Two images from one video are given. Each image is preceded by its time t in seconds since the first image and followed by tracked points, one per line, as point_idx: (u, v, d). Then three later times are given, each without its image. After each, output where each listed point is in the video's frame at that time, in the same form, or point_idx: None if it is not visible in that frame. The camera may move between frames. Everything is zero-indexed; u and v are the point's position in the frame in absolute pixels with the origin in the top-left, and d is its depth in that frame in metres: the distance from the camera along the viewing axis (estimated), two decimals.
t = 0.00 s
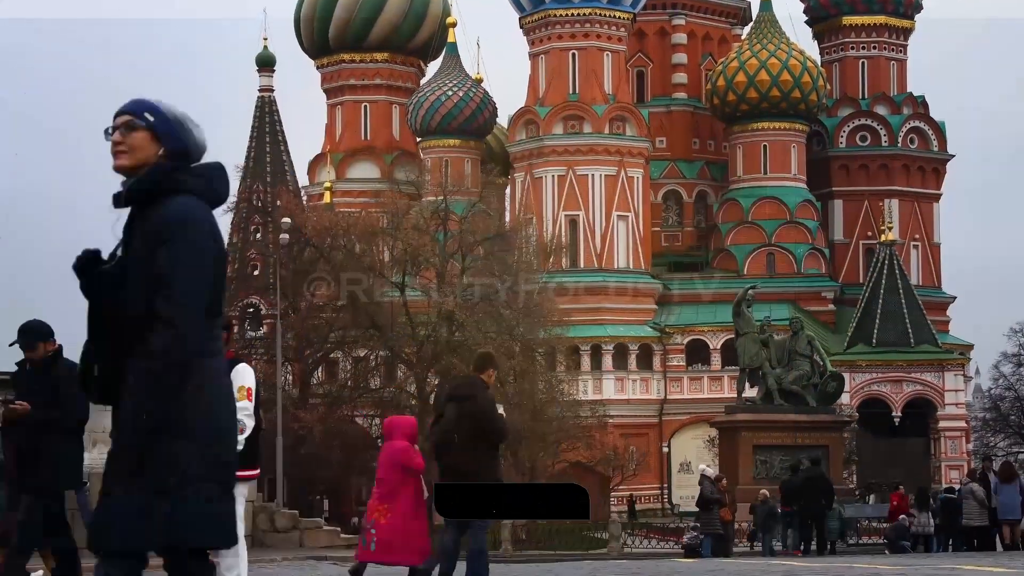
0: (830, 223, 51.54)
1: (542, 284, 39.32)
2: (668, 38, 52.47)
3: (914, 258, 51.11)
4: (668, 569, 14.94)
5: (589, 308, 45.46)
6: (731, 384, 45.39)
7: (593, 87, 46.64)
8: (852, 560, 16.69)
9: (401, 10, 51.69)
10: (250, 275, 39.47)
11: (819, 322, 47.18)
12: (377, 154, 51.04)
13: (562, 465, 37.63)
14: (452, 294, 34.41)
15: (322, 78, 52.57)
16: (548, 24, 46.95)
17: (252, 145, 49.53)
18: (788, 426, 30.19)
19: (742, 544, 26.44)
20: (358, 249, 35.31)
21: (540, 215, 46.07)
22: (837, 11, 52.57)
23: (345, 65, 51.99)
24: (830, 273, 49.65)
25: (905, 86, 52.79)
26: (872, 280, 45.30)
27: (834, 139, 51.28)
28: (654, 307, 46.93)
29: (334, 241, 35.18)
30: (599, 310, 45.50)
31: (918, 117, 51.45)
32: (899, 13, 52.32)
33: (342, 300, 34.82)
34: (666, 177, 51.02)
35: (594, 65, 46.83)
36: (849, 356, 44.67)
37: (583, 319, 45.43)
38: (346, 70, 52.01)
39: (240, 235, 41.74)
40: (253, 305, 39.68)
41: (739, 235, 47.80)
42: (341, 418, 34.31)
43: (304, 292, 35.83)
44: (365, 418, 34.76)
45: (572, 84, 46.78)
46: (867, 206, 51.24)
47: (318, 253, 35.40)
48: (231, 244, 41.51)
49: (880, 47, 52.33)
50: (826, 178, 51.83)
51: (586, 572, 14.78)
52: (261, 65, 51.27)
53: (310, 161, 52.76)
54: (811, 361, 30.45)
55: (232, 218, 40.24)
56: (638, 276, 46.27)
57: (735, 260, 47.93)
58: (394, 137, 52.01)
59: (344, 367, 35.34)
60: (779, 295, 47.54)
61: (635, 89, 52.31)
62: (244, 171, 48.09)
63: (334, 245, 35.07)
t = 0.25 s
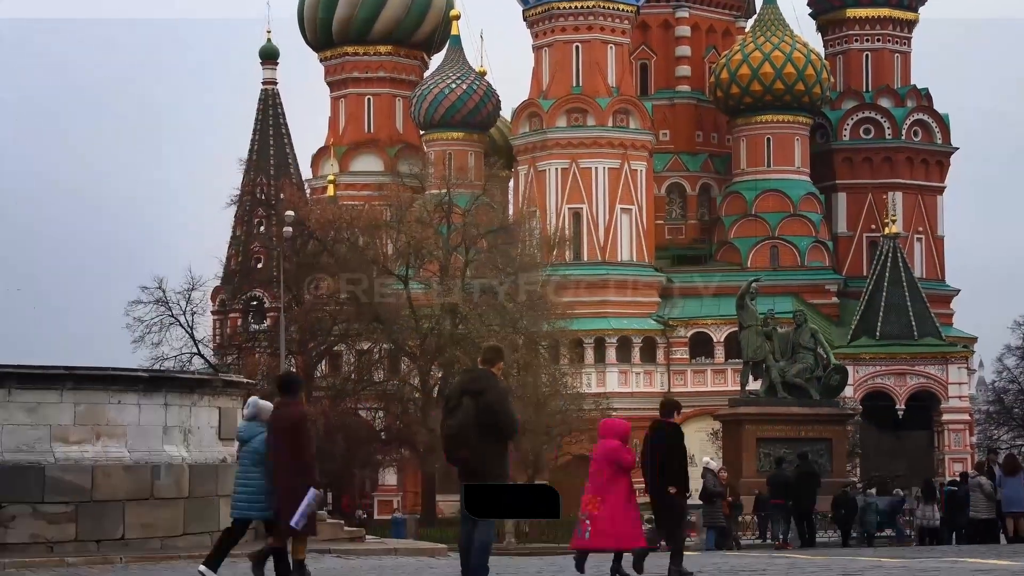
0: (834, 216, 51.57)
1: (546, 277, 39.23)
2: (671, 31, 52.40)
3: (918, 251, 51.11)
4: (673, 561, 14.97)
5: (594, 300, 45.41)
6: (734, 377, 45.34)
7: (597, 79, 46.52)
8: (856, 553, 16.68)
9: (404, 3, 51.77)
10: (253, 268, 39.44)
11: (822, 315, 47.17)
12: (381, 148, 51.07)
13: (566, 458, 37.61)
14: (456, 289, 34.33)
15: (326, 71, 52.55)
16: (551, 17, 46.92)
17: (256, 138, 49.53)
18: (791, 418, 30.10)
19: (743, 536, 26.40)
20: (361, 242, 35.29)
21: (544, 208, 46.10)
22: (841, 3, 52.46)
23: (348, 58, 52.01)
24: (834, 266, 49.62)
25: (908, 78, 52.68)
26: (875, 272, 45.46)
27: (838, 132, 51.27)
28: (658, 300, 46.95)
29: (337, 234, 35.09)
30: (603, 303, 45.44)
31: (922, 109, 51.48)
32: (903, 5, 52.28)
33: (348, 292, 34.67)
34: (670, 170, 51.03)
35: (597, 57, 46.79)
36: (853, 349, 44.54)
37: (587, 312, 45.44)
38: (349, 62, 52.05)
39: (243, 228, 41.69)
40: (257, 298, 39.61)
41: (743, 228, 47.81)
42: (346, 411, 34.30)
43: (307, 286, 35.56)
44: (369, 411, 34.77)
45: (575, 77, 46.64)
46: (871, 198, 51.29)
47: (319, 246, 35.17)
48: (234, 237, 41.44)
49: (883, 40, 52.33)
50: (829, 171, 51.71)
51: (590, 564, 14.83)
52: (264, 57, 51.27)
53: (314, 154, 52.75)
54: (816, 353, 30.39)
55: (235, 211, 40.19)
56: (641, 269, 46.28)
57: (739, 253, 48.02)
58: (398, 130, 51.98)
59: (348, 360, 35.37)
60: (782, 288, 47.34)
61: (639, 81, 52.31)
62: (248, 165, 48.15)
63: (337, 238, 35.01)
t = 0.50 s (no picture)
0: (837, 211, 51.54)
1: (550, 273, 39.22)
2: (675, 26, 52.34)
3: (921, 246, 51.09)
4: (674, 557, 14.93)
5: (598, 296, 45.49)
6: (737, 372, 45.34)
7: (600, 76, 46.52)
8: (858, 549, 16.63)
9: None
10: (256, 264, 39.44)
11: (825, 311, 47.14)
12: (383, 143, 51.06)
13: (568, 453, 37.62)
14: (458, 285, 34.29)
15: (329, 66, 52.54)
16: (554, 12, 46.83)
17: (258, 132, 49.50)
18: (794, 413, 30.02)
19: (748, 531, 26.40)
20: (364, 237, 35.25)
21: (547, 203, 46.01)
22: None
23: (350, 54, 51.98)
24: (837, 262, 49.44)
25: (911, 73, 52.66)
26: (878, 268, 45.11)
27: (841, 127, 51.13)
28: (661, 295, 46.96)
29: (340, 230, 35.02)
30: (605, 300, 45.54)
31: (925, 105, 51.35)
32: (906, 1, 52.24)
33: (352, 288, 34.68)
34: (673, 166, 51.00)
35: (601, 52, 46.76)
36: (856, 344, 44.48)
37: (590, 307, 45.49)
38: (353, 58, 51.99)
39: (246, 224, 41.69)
40: (260, 293, 39.60)
41: (746, 223, 47.80)
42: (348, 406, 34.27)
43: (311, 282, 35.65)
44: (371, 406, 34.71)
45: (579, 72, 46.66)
46: (874, 193, 51.19)
47: (326, 242, 35.31)
48: (237, 232, 41.42)
49: (887, 35, 52.30)
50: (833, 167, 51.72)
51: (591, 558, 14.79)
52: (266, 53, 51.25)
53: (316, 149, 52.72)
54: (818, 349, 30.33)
55: (238, 207, 40.24)
56: (645, 264, 46.25)
57: (742, 248, 47.98)
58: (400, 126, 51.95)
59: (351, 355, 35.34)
60: (785, 283, 47.47)
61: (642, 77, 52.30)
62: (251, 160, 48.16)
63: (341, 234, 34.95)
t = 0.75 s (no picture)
0: (840, 206, 51.57)
1: (553, 267, 39.18)
2: (678, 21, 52.28)
3: (924, 241, 51.09)
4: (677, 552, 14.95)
5: (598, 292, 45.50)
6: (740, 367, 45.35)
7: (603, 71, 46.54)
8: (861, 543, 16.68)
9: None
10: (259, 259, 39.44)
11: (829, 306, 47.12)
12: (387, 138, 51.08)
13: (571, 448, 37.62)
14: (461, 280, 34.28)
15: (332, 61, 52.55)
16: (557, 7, 46.78)
17: (262, 128, 49.51)
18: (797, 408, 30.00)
19: (752, 525, 26.42)
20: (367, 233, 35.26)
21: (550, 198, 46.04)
22: None
23: (353, 48, 51.99)
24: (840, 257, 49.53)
25: (914, 67, 52.63)
26: (881, 263, 45.26)
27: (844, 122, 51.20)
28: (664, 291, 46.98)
29: (343, 225, 35.01)
30: (608, 298, 45.49)
31: (928, 100, 51.32)
32: None
33: (355, 283, 34.77)
34: (676, 161, 51.01)
35: (604, 47, 46.75)
36: (860, 339, 44.68)
37: (593, 303, 45.51)
38: (356, 53, 51.97)
39: (249, 219, 41.67)
40: (263, 289, 39.59)
41: (749, 218, 47.98)
42: (351, 401, 34.29)
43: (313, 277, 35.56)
44: (374, 401, 34.70)
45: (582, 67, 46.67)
46: (877, 187, 51.18)
47: (326, 236, 35.11)
48: (240, 227, 41.40)
49: (889, 30, 52.24)
50: (835, 161, 51.73)
51: (595, 554, 14.82)
52: (269, 48, 51.26)
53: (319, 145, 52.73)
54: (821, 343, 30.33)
55: (241, 202, 40.20)
56: (648, 260, 46.25)
57: (745, 243, 48.01)
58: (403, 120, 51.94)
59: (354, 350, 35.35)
60: (788, 279, 47.24)
61: (645, 71, 52.27)
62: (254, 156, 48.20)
63: (343, 230, 34.95)
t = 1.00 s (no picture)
0: (842, 201, 51.53)
1: (555, 263, 39.11)
2: (680, 16, 52.23)
3: (927, 236, 51.05)
4: (679, 548, 14.94)
5: (600, 286, 45.47)
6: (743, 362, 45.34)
7: (605, 66, 46.48)
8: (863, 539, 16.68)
9: None
10: (261, 254, 39.43)
11: (831, 302, 47.11)
12: (389, 133, 51.07)
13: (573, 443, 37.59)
14: (463, 276, 34.22)
15: (335, 56, 52.56)
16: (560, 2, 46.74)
17: (264, 123, 49.50)
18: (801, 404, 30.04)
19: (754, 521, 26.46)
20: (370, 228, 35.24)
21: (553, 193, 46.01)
22: None
23: (356, 43, 52.02)
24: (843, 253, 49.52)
25: (917, 62, 52.61)
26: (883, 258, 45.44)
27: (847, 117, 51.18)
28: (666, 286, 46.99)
29: (345, 221, 34.98)
30: (611, 292, 45.56)
31: (931, 95, 51.38)
32: None
33: (357, 279, 34.73)
34: (679, 156, 50.99)
35: (607, 42, 46.73)
36: (863, 335, 44.48)
37: (595, 298, 45.50)
38: (358, 47, 52.06)
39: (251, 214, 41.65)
40: (265, 284, 39.56)
41: (752, 213, 47.81)
42: (354, 396, 34.28)
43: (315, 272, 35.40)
44: (376, 396, 34.70)
45: (584, 62, 46.64)
46: (879, 182, 51.18)
47: (329, 232, 35.05)
48: (242, 223, 41.35)
49: (892, 24, 52.12)
50: (837, 157, 51.71)
51: (597, 550, 14.82)
52: (272, 43, 51.26)
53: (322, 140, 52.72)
54: (824, 339, 30.30)
55: (243, 197, 40.17)
56: (650, 255, 46.25)
57: (748, 239, 47.98)
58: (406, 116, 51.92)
59: (357, 345, 35.36)
60: (792, 274, 47.40)
61: (647, 66, 52.23)
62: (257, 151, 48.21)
63: (346, 225, 34.91)
